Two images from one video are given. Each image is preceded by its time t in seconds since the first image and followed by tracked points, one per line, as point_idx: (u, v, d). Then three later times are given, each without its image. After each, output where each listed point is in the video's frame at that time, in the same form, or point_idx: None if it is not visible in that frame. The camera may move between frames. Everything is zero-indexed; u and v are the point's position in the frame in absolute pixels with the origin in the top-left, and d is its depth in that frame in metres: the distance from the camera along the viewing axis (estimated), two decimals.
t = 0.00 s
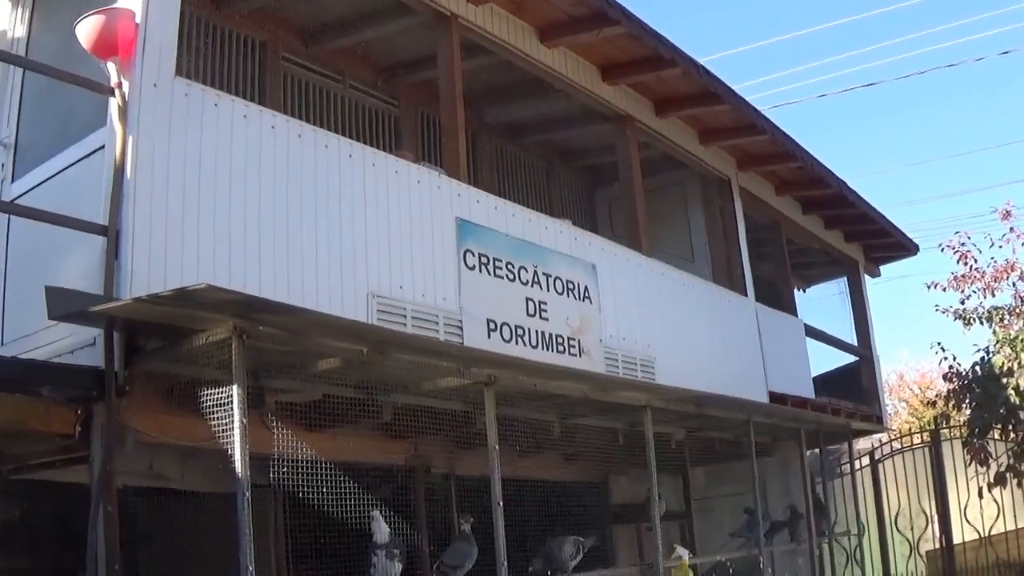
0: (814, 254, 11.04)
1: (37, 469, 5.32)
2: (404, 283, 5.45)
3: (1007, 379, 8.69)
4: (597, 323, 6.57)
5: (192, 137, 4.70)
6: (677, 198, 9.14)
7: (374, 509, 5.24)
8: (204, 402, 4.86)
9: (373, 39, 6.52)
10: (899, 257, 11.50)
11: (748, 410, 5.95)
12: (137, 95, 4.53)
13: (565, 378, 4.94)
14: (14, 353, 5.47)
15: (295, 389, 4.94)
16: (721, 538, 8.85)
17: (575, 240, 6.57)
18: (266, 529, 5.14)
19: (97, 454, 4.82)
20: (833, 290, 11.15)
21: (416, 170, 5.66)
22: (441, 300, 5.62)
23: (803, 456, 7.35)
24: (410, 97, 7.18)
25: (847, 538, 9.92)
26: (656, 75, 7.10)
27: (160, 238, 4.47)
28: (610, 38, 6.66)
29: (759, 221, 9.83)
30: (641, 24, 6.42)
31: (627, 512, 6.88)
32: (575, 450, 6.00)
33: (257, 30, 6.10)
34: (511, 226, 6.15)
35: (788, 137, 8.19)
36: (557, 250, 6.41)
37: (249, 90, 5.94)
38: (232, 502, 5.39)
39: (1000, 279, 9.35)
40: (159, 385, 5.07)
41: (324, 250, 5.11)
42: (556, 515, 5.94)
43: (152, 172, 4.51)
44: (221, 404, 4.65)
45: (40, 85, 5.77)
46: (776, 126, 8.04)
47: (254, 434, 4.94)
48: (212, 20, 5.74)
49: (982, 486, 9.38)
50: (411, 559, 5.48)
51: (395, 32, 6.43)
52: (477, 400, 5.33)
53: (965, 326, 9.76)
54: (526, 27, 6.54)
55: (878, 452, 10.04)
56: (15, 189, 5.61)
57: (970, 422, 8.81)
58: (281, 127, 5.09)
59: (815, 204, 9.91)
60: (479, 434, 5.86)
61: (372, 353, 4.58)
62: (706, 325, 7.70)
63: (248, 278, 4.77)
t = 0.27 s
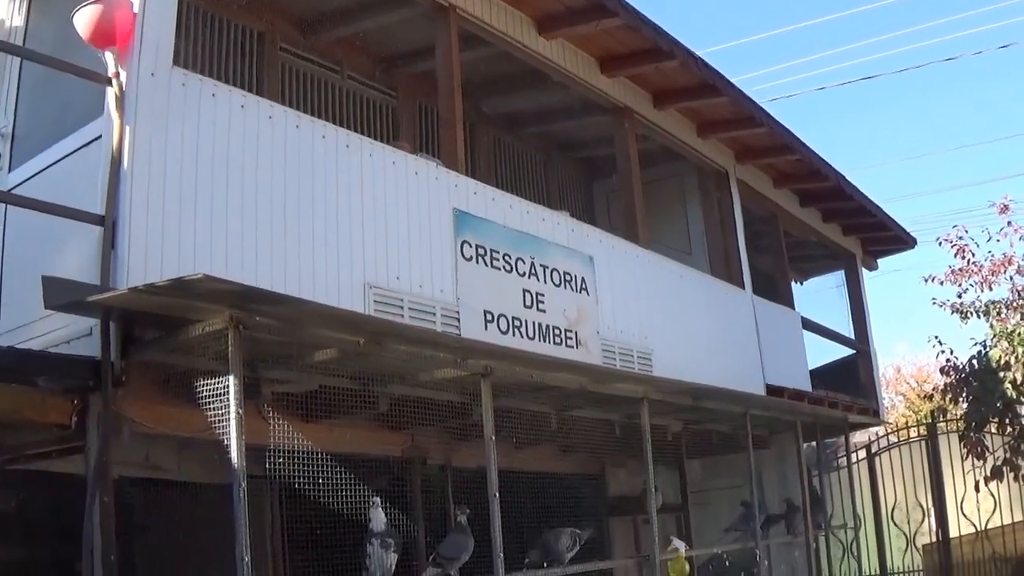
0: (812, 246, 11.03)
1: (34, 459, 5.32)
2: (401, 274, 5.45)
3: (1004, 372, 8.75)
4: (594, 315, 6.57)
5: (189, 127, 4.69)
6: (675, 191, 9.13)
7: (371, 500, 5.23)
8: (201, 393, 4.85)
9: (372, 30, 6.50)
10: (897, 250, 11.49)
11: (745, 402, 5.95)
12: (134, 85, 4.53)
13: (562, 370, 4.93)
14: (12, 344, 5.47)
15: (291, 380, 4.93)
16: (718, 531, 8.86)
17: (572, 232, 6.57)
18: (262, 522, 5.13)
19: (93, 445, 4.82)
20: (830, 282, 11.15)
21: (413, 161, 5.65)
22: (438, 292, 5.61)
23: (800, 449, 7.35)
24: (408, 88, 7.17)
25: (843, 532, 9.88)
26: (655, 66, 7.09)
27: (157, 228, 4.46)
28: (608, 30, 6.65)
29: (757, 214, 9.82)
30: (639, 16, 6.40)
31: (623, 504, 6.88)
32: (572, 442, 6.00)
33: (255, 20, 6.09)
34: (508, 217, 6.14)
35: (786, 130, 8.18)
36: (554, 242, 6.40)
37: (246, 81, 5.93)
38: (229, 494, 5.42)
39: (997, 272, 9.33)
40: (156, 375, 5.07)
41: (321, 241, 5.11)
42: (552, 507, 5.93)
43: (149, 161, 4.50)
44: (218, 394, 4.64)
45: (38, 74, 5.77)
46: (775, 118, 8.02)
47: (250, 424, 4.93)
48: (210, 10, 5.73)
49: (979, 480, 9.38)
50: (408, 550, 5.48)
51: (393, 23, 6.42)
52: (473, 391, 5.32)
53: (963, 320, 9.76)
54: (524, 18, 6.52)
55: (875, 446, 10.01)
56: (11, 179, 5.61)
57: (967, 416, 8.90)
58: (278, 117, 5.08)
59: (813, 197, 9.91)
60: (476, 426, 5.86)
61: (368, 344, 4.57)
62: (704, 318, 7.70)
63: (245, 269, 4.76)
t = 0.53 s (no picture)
0: (808, 238, 11.03)
1: (29, 450, 5.32)
2: (397, 265, 5.44)
3: (1000, 364, 8.92)
4: (590, 306, 6.56)
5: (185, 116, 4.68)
6: (672, 182, 9.13)
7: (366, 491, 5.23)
8: (196, 383, 4.84)
9: (367, 20, 6.49)
10: (893, 241, 11.50)
11: (740, 393, 5.95)
12: (130, 75, 4.51)
13: (557, 360, 4.94)
14: (7, 335, 5.48)
15: (287, 370, 4.92)
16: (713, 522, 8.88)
17: (569, 223, 6.56)
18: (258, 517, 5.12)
19: (88, 435, 4.82)
20: (826, 274, 11.16)
21: (409, 152, 5.64)
22: (433, 282, 5.60)
23: (795, 440, 7.36)
24: (404, 79, 7.16)
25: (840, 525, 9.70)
26: (651, 57, 7.08)
27: (153, 218, 4.45)
28: (604, 20, 6.64)
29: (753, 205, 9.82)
30: (635, 7, 6.40)
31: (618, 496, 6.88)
32: (568, 433, 6.00)
33: (250, 10, 6.08)
34: (504, 208, 6.14)
35: (783, 121, 8.17)
36: (550, 233, 6.40)
37: (242, 71, 5.92)
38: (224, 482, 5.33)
39: (994, 264, 9.35)
40: (151, 365, 5.07)
41: (316, 230, 5.10)
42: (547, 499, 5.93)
43: (144, 153, 4.48)
44: (213, 384, 4.63)
45: (34, 65, 5.76)
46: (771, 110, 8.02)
47: (246, 415, 4.91)
48: None
49: (975, 473, 9.41)
50: (403, 539, 5.48)
51: (389, 13, 6.40)
52: (469, 381, 5.31)
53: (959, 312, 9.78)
54: (520, 8, 6.51)
55: (871, 438, 9.93)
56: (6, 170, 5.61)
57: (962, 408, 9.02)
58: (274, 107, 5.07)
59: (809, 189, 9.90)
60: (471, 417, 5.84)
61: (364, 334, 4.57)
62: (700, 310, 7.70)
63: (240, 258, 4.76)
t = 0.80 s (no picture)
0: (805, 229, 11.02)
1: (26, 441, 5.32)
2: (393, 255, 5.44)
3: (997, 356, 8.97)
4: (587, 297, 6.56)
5: (181, 107, 4.67)
6: (669, 172, 9.12)
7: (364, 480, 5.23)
8: (192, 373, 4.84)
9: (364, 10, 6.48)
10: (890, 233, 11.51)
11: (737, 384, 5.95)
12: (127, 65, 4.49)
13: (554, 350, 4.93)
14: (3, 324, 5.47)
15: (284, 361, 4.91)
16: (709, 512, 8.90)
17: (566, 213, 6.56)
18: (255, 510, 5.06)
19: (85, 426, 4.80)
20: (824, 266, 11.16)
21: (406, 142, 5.64)
22: (430, 273, 5.60)
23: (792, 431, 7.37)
24: (401, 70, 7.15)
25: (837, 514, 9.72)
26: (649, 48, 7.08)
27: (149, 208, 4.44)
28: (602, 11, 6.63)
29: (751, 196, 9.82)
30: None
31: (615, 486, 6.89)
32: (564, 424, 5.99)
33: (247, 0, 6.07)
34: (501, 198, 6.13)
35: (780, 113, 8.17)
36: (547, 223, 6.39)
37: (238, 61, 5.91)
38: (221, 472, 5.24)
39: (991, 256, 9.35)
40: (148, 355, 5.06)
41: (313, 220, 5.10)
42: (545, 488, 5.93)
43: (141, 143, 4.48)
44: (210, 374, 4.62)
45: (30, 55, 5.75)
46: (769, 101, 8.02)
47: (242, 405, 4.90)
48: None
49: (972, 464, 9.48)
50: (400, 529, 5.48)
51: (386, 3, 6.39)
52: (466, 371, 5.31)
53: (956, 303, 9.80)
54: None
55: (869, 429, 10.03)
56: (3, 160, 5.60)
57: (960, 399, 8.94)
58: (271, 98, 5.06)
59: (807, 180, 9.90)
60: (469, 407, 5.83)
61: (361, 324, 4.56)
62: (698, 303, 7.71)
63: (237, 249, 4.75)
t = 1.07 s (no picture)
0: (802, 223, 11.02)
1: (23, 431, 5.32)
2: (391, 246, 5.44)
3: (994, 349, 8.93)
4: (584, 288, 6.57)
5: (179, 98, 4.66)
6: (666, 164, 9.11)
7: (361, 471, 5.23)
8: (190, 363, 4.83)
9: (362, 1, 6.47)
10: (887, 225, 11.53)
11: (735, 376, 5.95)
12: (124, 56, 4.48)
13: (551, 341, 4.93)
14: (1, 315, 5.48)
15: (282, 351, 4.91)
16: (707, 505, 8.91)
17: (564, 204, 6.57)
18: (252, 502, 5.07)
19: (82, 417, 4.80)
20: (822, 259, 11.17)
21: (404, 133, 5.63)
22: (427, 264, 5.60)
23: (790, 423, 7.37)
24: (399, 61, 7.14)
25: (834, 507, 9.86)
26: (646, 39, 7.07)
27: (147, 198, 4.44)
28: (599, 1, 6.63)
29: (749, 188, 9.82)
30: None
31: (612, 478, 6.90)
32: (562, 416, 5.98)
33: None
34: (498, 189, 6.13)
35: (778, 105, 8.17)
36: (545, 215, 6.39)
37: (236, 52, 5.91)
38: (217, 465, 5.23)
39: (989, 249, 9.34)
40: (145, 346, 5.05)
41: (310, 211, 5.09)
42: (543, 479, 5.93)
43: (139, 136, 4.46)
44: (207, 364, 4.61)
45: (28, 46, 5.75)
46: (766, 93, 8.01)
47: (239, 396, 4.89)
48: None
49: (969, 457, 9.43)
50: (397, 521, 5.47)
51: None
52: (463, 362, 5.31)
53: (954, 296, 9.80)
54: None
55: (866, 422, 10.13)
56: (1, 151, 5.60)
57: (958, 391, 9.01)
58: (268, 89, 5.05)
59: (805, 172, 9.90)
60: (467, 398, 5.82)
61: (358, 315, 4.56)
62: (697, 296, 7.71)
63: (234, 239, 4.75)
